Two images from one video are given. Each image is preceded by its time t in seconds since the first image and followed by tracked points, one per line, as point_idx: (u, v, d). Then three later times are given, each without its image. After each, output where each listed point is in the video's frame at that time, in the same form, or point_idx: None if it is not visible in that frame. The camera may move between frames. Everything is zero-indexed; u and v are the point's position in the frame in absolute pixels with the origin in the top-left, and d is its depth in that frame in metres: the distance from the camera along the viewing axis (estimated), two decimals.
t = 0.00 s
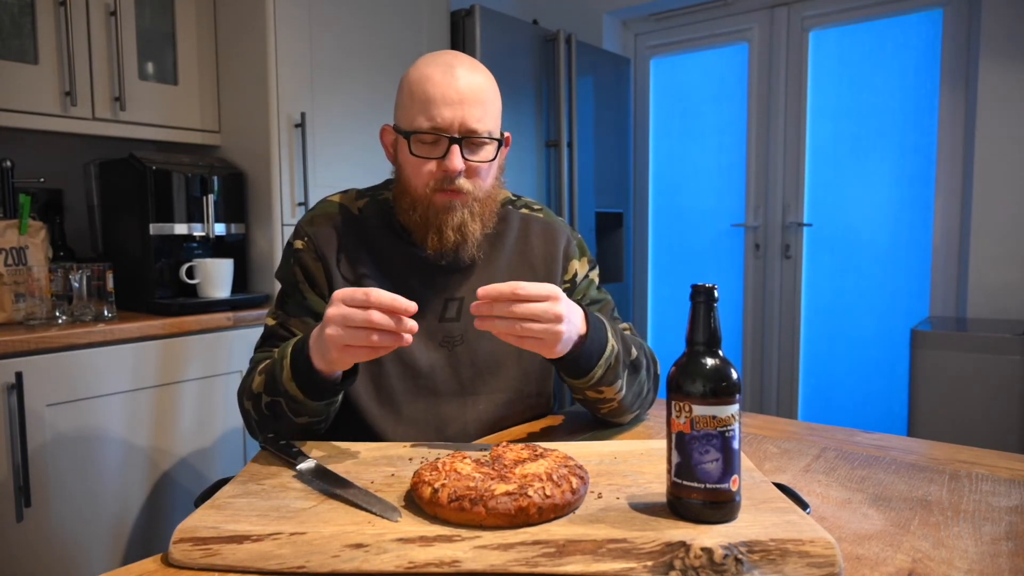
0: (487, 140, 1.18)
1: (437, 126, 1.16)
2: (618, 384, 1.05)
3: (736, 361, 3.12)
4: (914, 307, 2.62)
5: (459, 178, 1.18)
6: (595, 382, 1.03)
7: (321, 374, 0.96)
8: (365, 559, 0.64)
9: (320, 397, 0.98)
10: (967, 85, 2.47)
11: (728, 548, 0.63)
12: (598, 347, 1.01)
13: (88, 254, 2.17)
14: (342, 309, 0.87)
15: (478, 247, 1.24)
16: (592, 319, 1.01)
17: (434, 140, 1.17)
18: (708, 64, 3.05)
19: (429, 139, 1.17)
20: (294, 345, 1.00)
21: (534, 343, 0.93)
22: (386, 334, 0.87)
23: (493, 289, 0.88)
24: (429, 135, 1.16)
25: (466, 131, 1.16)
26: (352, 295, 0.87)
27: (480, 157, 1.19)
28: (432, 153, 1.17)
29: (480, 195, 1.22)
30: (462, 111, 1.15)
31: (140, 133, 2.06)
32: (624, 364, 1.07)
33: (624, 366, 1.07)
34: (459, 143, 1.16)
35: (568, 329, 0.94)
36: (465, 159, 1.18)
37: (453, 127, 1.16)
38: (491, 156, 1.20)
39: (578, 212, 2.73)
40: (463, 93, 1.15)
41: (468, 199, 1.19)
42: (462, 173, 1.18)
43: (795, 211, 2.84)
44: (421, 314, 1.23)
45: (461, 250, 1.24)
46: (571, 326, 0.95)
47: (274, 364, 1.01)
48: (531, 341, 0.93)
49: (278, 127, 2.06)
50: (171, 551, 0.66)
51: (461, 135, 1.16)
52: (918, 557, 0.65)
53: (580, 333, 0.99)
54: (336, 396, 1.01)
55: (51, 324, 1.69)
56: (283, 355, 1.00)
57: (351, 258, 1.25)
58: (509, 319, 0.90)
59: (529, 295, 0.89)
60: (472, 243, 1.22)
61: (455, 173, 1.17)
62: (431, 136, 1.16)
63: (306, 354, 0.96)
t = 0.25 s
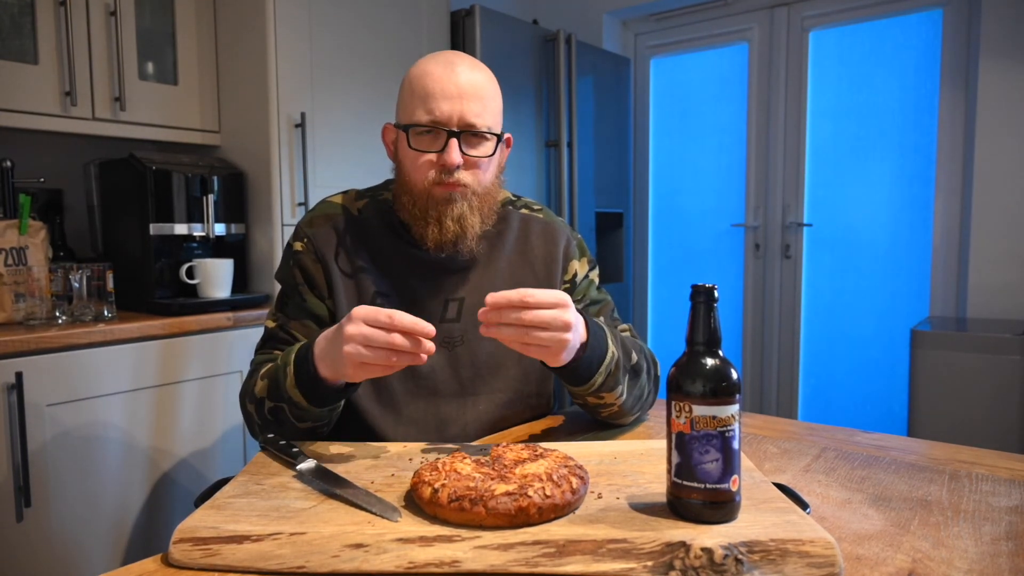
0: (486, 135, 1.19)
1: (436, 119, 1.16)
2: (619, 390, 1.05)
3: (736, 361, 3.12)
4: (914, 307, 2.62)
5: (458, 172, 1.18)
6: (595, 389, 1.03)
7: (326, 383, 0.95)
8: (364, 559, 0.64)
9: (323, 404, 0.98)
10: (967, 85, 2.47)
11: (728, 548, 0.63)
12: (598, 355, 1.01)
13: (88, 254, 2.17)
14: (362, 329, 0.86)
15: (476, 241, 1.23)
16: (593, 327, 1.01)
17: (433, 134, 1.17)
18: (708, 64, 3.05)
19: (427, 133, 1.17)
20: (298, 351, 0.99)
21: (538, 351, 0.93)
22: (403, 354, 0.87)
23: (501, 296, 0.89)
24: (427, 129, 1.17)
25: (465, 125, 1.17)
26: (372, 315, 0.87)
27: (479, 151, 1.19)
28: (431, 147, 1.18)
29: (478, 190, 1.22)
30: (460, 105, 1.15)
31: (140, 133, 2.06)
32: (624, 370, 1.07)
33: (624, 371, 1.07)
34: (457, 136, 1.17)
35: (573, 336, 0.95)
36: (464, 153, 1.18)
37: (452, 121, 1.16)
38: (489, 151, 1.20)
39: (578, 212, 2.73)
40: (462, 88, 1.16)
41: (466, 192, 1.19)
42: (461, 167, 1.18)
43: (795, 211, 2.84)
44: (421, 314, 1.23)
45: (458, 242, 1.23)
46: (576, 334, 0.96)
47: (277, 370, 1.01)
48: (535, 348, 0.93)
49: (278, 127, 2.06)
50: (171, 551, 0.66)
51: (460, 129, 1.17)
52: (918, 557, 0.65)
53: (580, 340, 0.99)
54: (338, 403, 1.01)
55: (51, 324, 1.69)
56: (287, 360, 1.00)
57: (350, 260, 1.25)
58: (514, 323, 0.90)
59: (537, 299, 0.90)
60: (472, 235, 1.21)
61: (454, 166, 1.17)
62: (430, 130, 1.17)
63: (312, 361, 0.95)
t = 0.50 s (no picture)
0: (474, 137, 1.18)
1: (422, 123, 1.16)
2: (589, 402, 1.03)
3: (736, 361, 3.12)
4: (914, 307, 2.62)
5: (446, 174, 1.18)
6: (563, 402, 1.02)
7: (327, 385, 0.95)
8: (365, 559, 0.64)
9: (325, 405, 0.98)
10: (967, 85, 2.47)
11: (728, 548, 0.63)
12: (564, 371, 0.99)
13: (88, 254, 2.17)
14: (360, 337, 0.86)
15: (469, 244, 1.24)
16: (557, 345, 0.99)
17: (421, 136, 1.17)
18: (708, 64, 3.05)
19: (416, 136, 1.18)
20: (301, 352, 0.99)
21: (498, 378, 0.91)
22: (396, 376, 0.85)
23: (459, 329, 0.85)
24: (415, 132, 1.17)
25: (451, 127, 1.17)
26: (375, 322, 0.85)
27: (468, 152, 1.19)
28: (421, 150, 1.18)
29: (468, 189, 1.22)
30: (447, 107, 1.15)
31: (141, 133, 2.06)
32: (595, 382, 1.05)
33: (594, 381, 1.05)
34: (444, 139, 1.17)
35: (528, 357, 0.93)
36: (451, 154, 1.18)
37: (438, 123, 1.16)
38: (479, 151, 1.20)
39: (578, 212, 2.73)
40: (449, 89, 1.15)
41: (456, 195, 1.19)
42: (449, 169, 1.18)
43: (795, 211, 2.84)
44: (426, 312, 1.23)
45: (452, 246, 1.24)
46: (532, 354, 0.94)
47: (279, 370, 1.00)
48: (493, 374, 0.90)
49: (278, 127, 2.07)
50: (171, 551, 0.66)
51: (446, 132, 1.17)
52: (918, 557, 0.65)
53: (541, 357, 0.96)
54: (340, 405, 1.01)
55: (51, 324, 1.69)
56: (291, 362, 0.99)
57: (355, 259, 1.25)
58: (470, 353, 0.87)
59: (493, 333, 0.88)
60: (462, 239, 1.22)
61: (442, 169, 1.17)
62: (417, 133, 1.17)
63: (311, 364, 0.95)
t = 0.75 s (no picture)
0: (476, 139, 1.17)
1: (424, 125, 1.16)
2: (628, 395, 1.05)
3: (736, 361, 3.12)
4: (914, 307, 2.62)
5: (449, 178, 1.18)
6: (606, 394, 1.04)
7: (301, 379, 0.96)
8: (364, 559, 0.64)
9: (297, 399, 0.98)
10: (967, 85, 2.47)
11: (728, 548, 0.63)
12: (610, 362, 1.01)
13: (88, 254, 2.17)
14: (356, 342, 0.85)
15: (470, 246, 1.24)
16: (606, 335, 1.01)
17: (422, 139, 1.17)
18: (708, 64, 3.05)
19: (417, 139, 1.17)
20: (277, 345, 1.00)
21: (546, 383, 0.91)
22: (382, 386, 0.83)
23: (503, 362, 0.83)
24: (416, 135, 1.17)
25: (453, 130, 1.16)
26: (371, 326, 0.86)
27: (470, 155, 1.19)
28: (422, 153, 1.18)
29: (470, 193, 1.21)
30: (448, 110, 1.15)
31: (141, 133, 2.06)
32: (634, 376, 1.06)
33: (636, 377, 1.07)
34: (446, 142, 1.16)
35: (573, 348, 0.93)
36: (454, 158, 1.18)
37: (440, 126, 1.16)
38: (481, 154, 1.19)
39: (578, 212, 2.73)
40: (450, 91, 1.15)
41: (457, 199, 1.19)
42: (451, 172, 1.17)
43: (795, 211, 2.84)
44: (423, 313, 1.23)
45: (452, 247, 1.24)
46: (575, 346, 0.93)
47: (257, 361, 1.02)
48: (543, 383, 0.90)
49: (278, 127, 2.07)
50: (171, 551, 0.66)
51: (448, 134, 1.16)
52: (919, 557, 0.65)
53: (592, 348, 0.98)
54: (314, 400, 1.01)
55: (51, 324, 1.69)
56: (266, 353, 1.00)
57: (352, 259, 1.25)
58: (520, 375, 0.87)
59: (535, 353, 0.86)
60: (462, 241, 1.23)
61: (445, 172, 1.17)
62: (419, 136, 1.17)
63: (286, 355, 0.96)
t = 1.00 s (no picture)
0: (478, 141, 1.17)
1: (427, 127, 1.16)
2: (636, 400, 1.05)
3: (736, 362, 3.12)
4: (915, 307, 2.62)
5: (450, 180, 1.18)
6: (614, 398, 1.04)
7: (281, 386, 0.96)
8: (365, 559, 0.64)
9: (280, 404, 0.98)
10: (967, 85, 2.47)
11: (729, 548, 0.63)
12: (621, 367, 1.02)
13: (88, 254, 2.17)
14: (318, 345, 0.86)
15: (467, 250, 1.24)
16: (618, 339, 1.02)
17: (424, 141, 1.17)
18: (708, 64, 3.04)
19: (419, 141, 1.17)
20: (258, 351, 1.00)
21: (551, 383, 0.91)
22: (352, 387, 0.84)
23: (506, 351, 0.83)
24: (418, 136, 1.16)
25: (456, 132, 1.16)
26: (334, 327, 0.86)
27: (471, 157, 1.19)
28: (424, 154, 1.17)
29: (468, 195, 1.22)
30: (451, 112, 1.15)
31: (141, 133, 2.06)
32: (643, 381, 1.07)
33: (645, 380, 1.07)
34: (449, 144, 1.16)
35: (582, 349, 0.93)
36: (456, 160, 1.18)
37: (442, 129, 1.16)
38: (482, 156, 1.19)
39: (578, 212, 2.73)
40: (453, 93, 1.15)
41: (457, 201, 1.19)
42: (452, 174, 1.18)
43: (795, 211, 2.84)
44: (421, 313, 1.23)
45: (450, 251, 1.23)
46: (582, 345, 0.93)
47: (241, 364, 1.02)
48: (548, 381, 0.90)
49: (278, 127, 2.07)
50: (171, 551, 0.66)
51: (450, 136, 1.16)
52: (919, 557, 0.65)
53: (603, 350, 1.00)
54: (297, 405, 1.01)
55: (52, 324, 1.69)
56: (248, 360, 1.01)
57: (348, 259, 1.25)
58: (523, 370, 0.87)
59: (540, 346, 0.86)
60: (461, 245, 1.22)
61: (446, 175, 1.17)
62: (420, 137, 1.16)
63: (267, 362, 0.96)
